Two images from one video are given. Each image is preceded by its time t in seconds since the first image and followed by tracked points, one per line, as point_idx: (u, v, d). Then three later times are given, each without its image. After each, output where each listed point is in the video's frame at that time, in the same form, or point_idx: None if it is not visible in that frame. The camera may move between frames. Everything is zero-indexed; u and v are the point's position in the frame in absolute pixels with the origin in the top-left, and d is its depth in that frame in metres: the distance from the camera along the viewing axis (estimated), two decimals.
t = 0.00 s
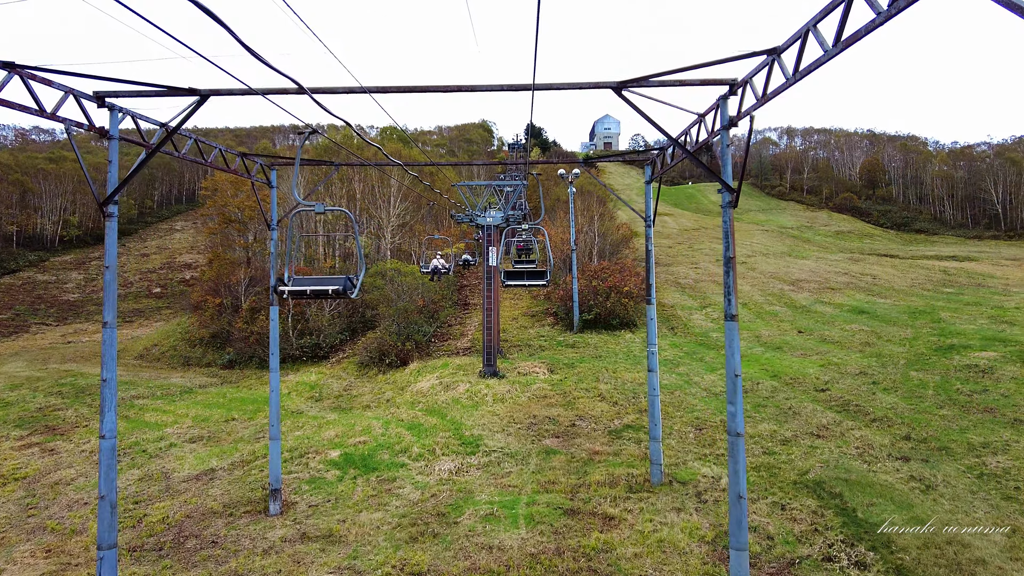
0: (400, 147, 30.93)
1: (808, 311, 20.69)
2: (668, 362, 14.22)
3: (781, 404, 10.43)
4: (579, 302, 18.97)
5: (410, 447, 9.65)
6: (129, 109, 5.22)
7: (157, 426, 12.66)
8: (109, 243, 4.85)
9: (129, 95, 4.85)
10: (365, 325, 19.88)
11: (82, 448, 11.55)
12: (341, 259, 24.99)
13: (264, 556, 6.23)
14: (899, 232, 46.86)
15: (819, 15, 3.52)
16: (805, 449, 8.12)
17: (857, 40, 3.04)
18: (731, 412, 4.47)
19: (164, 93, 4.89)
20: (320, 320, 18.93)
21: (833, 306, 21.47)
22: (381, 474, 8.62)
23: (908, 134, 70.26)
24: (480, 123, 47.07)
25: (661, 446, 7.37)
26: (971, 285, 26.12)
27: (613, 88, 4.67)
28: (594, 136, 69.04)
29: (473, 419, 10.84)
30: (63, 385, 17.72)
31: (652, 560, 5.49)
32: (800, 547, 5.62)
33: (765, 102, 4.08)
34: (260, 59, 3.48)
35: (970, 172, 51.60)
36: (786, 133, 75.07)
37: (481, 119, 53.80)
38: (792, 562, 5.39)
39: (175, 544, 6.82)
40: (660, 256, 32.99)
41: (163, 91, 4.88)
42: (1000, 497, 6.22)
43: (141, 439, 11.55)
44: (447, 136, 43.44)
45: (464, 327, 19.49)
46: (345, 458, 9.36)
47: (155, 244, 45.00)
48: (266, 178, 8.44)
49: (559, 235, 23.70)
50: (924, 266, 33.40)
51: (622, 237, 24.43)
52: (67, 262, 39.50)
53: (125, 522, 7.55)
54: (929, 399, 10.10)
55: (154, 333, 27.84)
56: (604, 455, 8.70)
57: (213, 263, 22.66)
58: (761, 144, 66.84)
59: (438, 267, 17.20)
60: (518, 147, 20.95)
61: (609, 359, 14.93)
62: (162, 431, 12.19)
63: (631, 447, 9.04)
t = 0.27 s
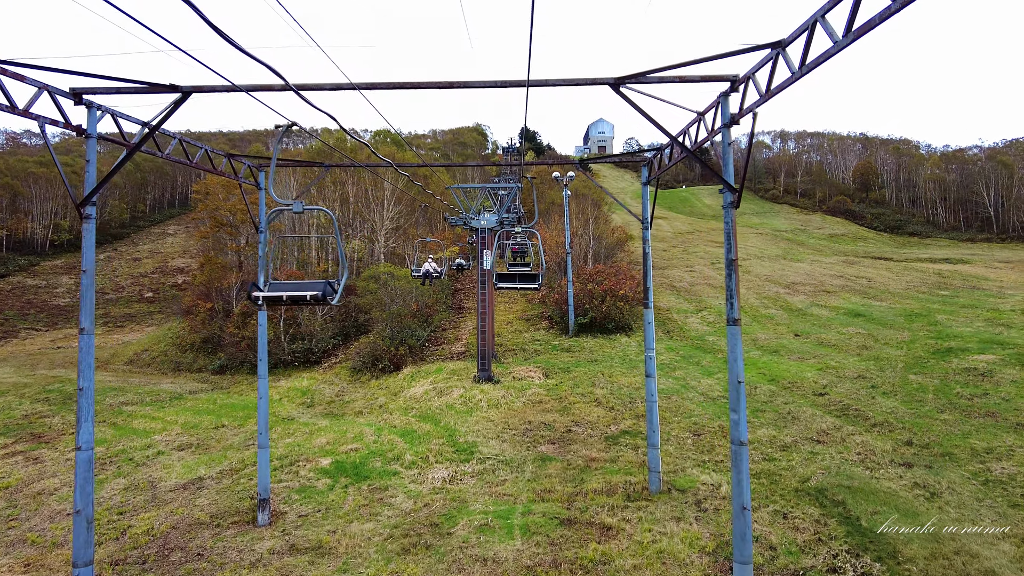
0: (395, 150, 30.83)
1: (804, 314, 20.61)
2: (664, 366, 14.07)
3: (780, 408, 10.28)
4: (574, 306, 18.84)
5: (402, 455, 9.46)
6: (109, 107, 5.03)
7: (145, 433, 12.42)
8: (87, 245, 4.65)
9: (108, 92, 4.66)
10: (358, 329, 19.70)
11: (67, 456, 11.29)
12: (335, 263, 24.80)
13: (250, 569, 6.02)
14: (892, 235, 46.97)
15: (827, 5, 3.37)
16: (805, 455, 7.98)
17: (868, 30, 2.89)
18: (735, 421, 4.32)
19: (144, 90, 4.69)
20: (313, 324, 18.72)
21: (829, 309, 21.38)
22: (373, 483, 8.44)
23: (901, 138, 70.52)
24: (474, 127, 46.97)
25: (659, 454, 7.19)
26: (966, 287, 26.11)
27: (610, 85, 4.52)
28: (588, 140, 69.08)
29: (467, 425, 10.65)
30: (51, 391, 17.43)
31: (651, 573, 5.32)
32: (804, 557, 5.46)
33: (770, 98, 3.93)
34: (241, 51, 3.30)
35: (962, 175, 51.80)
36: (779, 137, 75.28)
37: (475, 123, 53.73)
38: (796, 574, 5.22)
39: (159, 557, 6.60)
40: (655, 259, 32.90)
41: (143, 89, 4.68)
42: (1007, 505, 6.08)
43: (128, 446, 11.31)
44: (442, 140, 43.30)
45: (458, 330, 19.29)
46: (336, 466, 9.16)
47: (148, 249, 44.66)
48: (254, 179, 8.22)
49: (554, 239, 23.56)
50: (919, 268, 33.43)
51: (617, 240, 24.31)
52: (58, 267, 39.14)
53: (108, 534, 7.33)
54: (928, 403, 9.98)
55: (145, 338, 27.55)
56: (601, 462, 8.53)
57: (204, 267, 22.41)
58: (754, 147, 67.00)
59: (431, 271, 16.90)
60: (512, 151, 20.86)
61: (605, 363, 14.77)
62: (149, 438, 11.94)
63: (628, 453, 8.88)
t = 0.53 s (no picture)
0: (391, 155, 30.75)
1: (804, 320, 20.42)
2: (663, 373, 13.86)
3: (782, 417, 10.07)
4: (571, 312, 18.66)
5: (395, 466, 9.23)
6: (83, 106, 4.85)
7: (134, 442, 12.17)
8: (59, 250, 4.45)
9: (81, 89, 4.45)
10: (353, 336, 19.50)
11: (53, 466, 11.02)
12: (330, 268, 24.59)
13: None
14: (890, 240, 46.89)
15: None
16: (809, 466, 7.76)
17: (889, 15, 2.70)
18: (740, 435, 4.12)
19: (120, 87, 4.49)
20: (307, 330, 18.49)
21: (829, 315, 21.20)
22: (365, 495, 8.21)
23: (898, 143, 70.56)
24: (471, 132, 46.84)
25: (659, 465, 6.96)
26: (966, 292, 25.93)
27: (609, 81, 4.33)
28: (585, 145, 69.02)
29: (462, 435, 10.42)
30: (40, 398, 17.15)
31: None
32: None
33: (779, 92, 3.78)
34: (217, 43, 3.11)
35: (959, 181, 51.76)
36: (777, 142, 75.31)
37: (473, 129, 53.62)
38: None
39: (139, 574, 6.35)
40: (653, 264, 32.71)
41: (119, 86, 4.48)
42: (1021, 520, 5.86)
43: (115, 456, 11.04)
44: (439, 145, 43.15)
45: (455, 336, 19.03)
46: (327, 477, 8.91)
47: (144, 254, 44.37)
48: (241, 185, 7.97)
49: (551, 243, 23.38)
50: (918, 274, 33.28)
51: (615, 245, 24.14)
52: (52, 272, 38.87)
53: (89, 549, 7.08)
54: (933, 411, 9.77)
55: (139, 344, 27.27)
56: (599, 474, 8.31)
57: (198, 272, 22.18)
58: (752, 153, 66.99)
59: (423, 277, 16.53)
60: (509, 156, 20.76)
61: (603, 370, 14.55)
62: (138, 447, 11.69)
63: (627, 464, 8.67)
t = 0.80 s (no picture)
0: (387, 160, 30.50)
1: (803, 330, 20.11)
2: (662, 384, 13.51)
3: (785, 430, 9.73)
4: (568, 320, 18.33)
5: (383, 481, 8.84)
6: (42, 95, 4.50)
7: (115, 451, 11.74)
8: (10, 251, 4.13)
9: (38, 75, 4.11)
10: (344, 342, 19.30)
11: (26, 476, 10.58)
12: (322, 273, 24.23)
13: None
14: (886, 249, 46.76)
15: None
16: (816, 484, 7.40)
17: None
18: (754, 459, 3.78)
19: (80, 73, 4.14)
20: (298, 337, 18.08)
21: (829, 324, 20.89)
22: (350, 512, 7.83)
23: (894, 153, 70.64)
24: (467, 138, 46.56)
25: (659, 483, 6.60)
26: (965, 302, 25.67)
27: (612, 71, 4.01)
28: (582, 152, 68.92)
29: (454, 447, 10.05)
30: (21, 404, 16.68)
31: None
32: None
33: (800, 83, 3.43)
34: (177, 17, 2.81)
35: (955, 190, 51.71)
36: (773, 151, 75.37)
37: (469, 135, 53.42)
38: None
39: None
40: (649, 272, 32.39)
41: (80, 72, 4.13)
42: None
43: (93, 467, 10.60)
44: (435, 151, 42.87)
45: (448, 344, 18.69)
46: (312, 492, 8.52)
47: (136, 258, 43.90)
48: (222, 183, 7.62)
49: (547, 250, 23.05)
50: (916, 283, 33.05)
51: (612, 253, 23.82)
52: (43, 275, 38.38)
53: (55, 568, 6.66)
54: (942, 425, 9.43)
55: (128, 349, 26.80)
56: (596, 491, 7.95)
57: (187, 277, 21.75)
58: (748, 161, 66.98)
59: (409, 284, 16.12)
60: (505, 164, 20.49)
61: (599, 379, 14.19)
62: (118, 457, 11.26)
63: (626, 480, 8.32)
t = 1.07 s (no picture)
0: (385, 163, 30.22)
1: (806, 336, 19.81)
2: (664, 391, 13.19)
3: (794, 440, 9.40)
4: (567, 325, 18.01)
5: (377, 493, 8.48)
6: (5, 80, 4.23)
7: (100, 460, 11.33)
8: None
9: None
10: (338, 348, 18.81)
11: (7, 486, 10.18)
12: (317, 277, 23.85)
13: None
14: (884, 255, 46.60)
15: None
16: (831, 498, 7.07)
17: None
18: (781, 481, 3.46)
19: (43, 55, 3.85)
20: (291, 341, 17.75)
21: (831, 330, 20.60)
22: (342, 527, 7.46)
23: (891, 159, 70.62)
24: (464, 141, 46.28)
25: (668, 498, 6.25)
26: (967, 308, 25.43)
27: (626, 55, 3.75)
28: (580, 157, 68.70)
29: (450, 457, 9.69)
30: (7, 409, 16.23)
31: None
32: None
33: (838, 65, 3.07)
34: None
35: (952, 196, 51.63)
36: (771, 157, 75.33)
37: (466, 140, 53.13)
38: None
39: None
40: (648, 276, 32.09)
41: (46, 53, 3.85)
42: None
43: (75, 477, 10.17)
44: (433, 155, 42.60)
45: (445, 349, 18.29)
46: (302, 506, 8.14)
47: (131, 261, 43.45)
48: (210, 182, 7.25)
49: (546, 254, 22.75)
50: (915, 289, 32.82)
51: (611, 257, 23.52)
52: (35, 278, 37.92)
53: None
54: (956, 435, 9.12)
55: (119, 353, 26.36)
56: (601, 506, 7.60)
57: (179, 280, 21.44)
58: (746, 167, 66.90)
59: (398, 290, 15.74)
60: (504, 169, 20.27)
61: (600, 386, 13.88)
62: (102, 466, 10.85)
63: (631, 494, 8.01)
